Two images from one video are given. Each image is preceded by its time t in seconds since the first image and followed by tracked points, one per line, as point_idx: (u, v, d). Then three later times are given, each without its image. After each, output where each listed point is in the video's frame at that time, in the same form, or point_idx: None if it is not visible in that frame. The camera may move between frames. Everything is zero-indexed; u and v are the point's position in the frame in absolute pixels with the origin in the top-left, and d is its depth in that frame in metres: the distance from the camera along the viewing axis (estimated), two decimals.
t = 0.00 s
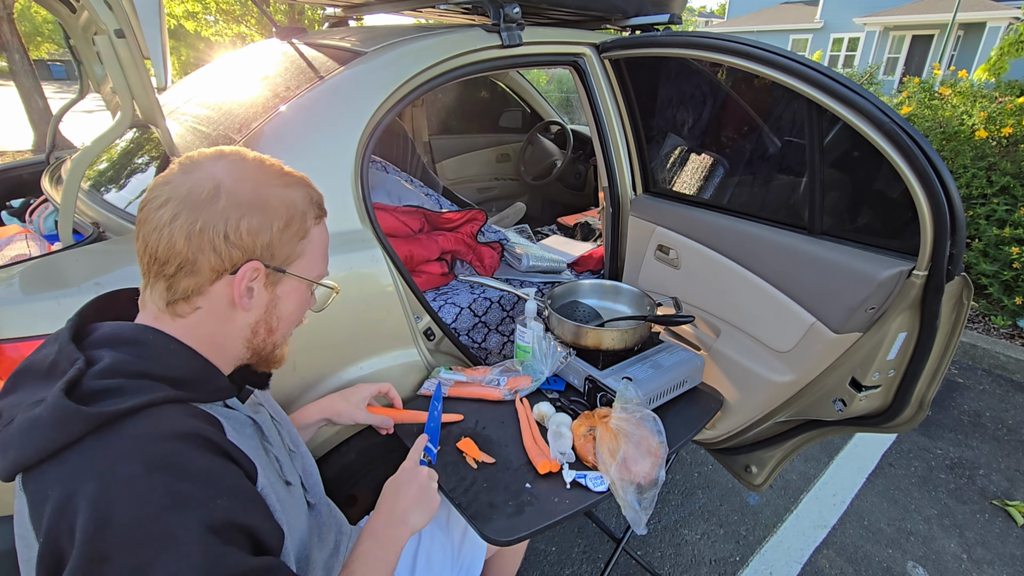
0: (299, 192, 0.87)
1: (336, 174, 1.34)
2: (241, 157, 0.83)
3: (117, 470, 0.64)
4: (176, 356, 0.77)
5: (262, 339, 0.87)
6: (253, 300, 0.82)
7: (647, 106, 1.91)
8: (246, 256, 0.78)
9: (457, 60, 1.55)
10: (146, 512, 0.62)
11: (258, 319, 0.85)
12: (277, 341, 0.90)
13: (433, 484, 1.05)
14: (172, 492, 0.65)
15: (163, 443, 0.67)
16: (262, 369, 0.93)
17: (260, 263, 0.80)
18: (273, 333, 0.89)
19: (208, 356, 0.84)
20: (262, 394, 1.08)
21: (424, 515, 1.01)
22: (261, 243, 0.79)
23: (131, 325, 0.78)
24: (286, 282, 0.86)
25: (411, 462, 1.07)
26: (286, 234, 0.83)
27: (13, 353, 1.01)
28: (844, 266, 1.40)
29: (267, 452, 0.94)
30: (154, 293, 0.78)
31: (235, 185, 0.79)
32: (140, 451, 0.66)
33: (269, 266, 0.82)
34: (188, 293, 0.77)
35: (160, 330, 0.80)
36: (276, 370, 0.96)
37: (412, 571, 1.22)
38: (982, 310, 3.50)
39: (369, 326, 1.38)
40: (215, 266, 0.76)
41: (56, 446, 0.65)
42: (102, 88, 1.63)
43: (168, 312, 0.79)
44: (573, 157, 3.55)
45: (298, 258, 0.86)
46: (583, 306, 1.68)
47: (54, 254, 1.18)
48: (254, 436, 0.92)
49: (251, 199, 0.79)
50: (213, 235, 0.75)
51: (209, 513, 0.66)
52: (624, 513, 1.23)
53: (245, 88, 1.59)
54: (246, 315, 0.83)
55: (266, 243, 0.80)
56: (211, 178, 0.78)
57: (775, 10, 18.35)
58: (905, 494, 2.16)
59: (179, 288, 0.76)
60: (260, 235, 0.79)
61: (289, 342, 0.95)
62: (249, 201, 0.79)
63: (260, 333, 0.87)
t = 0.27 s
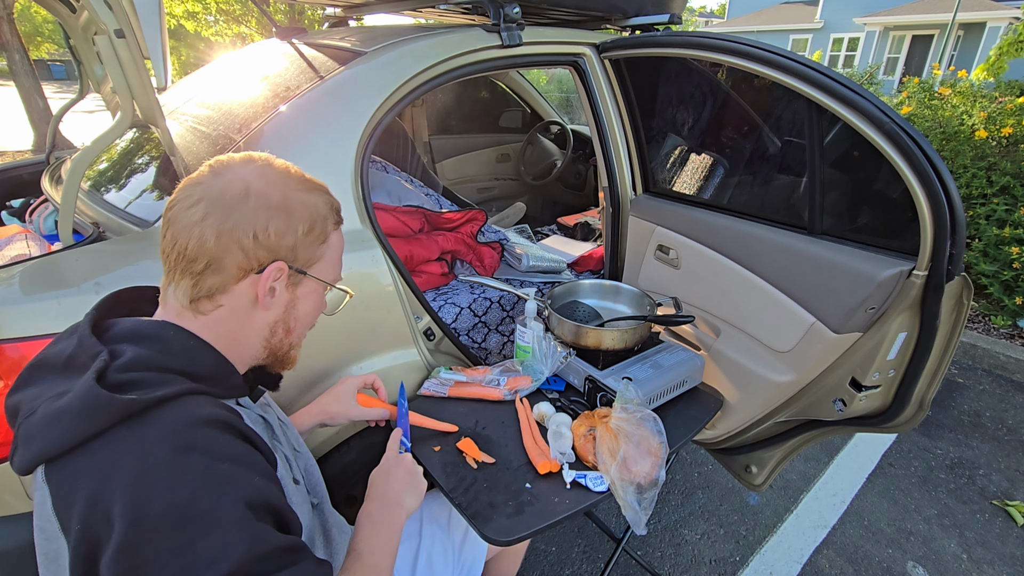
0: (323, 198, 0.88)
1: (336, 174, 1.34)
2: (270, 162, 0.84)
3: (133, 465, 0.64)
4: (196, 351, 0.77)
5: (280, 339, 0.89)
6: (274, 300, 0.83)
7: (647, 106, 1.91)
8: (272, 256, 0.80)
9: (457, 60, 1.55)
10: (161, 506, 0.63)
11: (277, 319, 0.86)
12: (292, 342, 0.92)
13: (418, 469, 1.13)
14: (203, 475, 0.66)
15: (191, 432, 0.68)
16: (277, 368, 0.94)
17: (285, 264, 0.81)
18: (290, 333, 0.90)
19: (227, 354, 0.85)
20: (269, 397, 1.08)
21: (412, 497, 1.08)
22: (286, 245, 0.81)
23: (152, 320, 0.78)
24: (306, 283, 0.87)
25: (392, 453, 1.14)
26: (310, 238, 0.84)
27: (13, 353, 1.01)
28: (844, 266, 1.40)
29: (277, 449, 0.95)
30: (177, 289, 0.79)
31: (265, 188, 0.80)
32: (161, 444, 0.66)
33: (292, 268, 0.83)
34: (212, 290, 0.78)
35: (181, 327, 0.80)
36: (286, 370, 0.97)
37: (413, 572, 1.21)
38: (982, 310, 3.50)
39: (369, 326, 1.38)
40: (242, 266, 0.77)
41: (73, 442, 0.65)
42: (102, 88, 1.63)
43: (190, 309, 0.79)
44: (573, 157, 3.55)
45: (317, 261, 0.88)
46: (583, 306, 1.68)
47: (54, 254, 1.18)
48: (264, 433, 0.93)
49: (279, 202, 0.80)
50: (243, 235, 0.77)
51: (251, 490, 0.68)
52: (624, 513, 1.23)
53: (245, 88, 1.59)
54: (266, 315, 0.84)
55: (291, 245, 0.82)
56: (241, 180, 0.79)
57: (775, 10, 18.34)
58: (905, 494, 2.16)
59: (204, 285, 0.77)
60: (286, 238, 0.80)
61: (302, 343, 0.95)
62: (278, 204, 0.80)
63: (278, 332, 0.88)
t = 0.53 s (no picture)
0: (327, 200, 0.88)
1: (336, 174, 1.34)
2: (276, 164, 0.85)
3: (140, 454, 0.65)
4: (200, 348, 0.77)
5: (282, 337, 0.89)
6: (278, 298, 0.83)
7: (647, 106, 1.91)
8: (277, 254, 0.80)
9: (458, 60, 1.55)
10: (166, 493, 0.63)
11: (281, 317, 0.86)
12: (295, 341, 0.92)
13: (424, 469, 1.14)
14: (211, 459, 0.66)
15: (195, 426, 0.68)
16: (280, 367, 0.94)
17: (289, 263, 0.82)
18: (292, 332, 0.90)
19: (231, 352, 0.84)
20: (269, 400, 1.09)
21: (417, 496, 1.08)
22: (291, 244, 0.81)
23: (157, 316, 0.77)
24: (309, 283, 0.87)
25: (396, 455, 1.16)
26: (315, 238, 0.85)
27: (13, 353, 1.01)
28: (844, 266, 1.40)
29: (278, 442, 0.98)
30: (182, 286, 0.79)
31: (272, 188, 0.81)
32: (165, 438, 0.66)
33: (296, 267, 0.83)
34: (217, 288, 0.78)
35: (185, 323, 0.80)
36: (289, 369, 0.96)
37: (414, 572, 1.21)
38: (982, 310, 3.50)
39: (370, 326, 1.38)
40: (247, 263, 0.78)
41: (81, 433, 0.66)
42: (102, 88, 1.63)
43: (195, 306, 0.79)
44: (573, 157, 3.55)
45: (321, 262, 0.88)
46: (583, 306, 1.68)
47: (54, 254, 1.18)
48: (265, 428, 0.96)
49: (286, 202, 0.81)
50: (249, 233, 0.77)
51: (259, 473, 0.69)
52: (624, 514, 1.23)
53: (245, 88, 1.59)
54: (270, 313, 0.84)
55: (296, 244, 0.82)
56: (249, 180, 0.80)
57: (775, 10, 18.34)
58: (905, 494, 2.16)
59: (210, 283, 0.77)
60: (291, 237, 0.81)
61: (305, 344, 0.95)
62: (285, 203, 0.81)
63: (281, 331, 0.88)
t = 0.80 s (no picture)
0: (322, 199, 0.89)
1: (336, 174, 1.34)
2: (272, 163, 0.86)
3: (133, 448, 0.64)
4: (195, 346, 0.78)
5: (276, 336, 0.89)
6: (272, 296, 0.83)
7: (647, 106, 1.91)
8: (271, 253, 0.80)
9: (457, 60, 1.55)
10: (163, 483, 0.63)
11: (275, 315, 0.86)
12: (289, 340, 0.92)
13: (424, 462, 1.14)
14: (206, 449, 0.66)
15: (184, 425, 0.68)
16: (274, 366, 0.94)
17: (283, 262, 0.82)
18: (286, 330, 0.90)
19: (225, 349, 0.85)
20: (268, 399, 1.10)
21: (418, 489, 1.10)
22: (285, 242, 0.81)
23: (152, 316, 0.77)
24: (303, 281, 0.87)
25: (397, 451, 1.16)
26: (309, 237, 0.85)
27: (13, 353, 1.01)
28: (844, 267, 1.40)
29: (275, 438, 0.99)
30: (176, 284, 0.79)
31: (267, 188, 0.81)
32: (161, 433, 0.66)
33: (290, 265, 0.83)
34: (211, 285, 0.78)
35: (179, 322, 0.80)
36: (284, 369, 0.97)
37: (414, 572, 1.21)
38: (982, 310, 3.50)
39: (370, 326, 1.38)
40: (241, 262, 0.78)
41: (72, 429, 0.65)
42: (102, 88, 1.63)
43: (189, 305, 0.79)
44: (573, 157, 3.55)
45: (315, 261, 0.88)
46: (583, 306, 1.68)
47: (55, 254, 1.18)
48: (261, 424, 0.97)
49: (281, 202, 0.81)
50: (244, 231, 0.77)
51: (254, 461, 0.70)
52: (624, 514, 1.23)
53: (245, 88, 1.59)
54: (265, 311, 0.84)
55: (290, 243, 0.82)
56: (245, 180, 0.80)
57: (775, 10, 18.33)
58: (905, 494, 2.16)
59: (204, 280, 0.77)
60: (285, 236, 0.81)
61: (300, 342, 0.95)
62: (279, 203, 0.81)
63: (275, 329, 0.88)
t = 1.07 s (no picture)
0: (309, 198, 0.88)
1: (336, 174, 1.34)
2: (257, 163, 0.85)
3: (126, 448, 0.64)
4: (182, 348, 0.78)
5: (266, 337, 0.88)
6: (258, 296, 0.82)
7: (647, 106, 1.91)
8: (255, 253, 0.79)
9: (457, 60, 1.55)
10: (157, 481, 0.63)
11: (263, 316, 0.86)
12: (280, 341, 0.91)
13: (420, 455, 1.15)
14: (198, 448, 0.66)
15: (177, 425, 0.67)
16: (264, 368, 0.94)
17: (268, 262, 0.81)
18: (276, 331, 0.90)
19: (213, 351, 0.84)
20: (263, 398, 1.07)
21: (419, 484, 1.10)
22: (270, 242, 0.80)
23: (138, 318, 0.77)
24: (291, 281, 0.86)
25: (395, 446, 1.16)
26: (297, 236, 0.84)
27: (13, 353, 1.01)
28: (844, 267, 1.40)
29: (268, 442, 0.95)
30: (162, 286, 0.79)
31: (251, 187, 0.80)
32: (160, 432, 0.66)
33: (276, 265, 0.82)
34: (196, 287, 0.78)
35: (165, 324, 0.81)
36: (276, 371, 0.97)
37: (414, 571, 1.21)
38: (982, 310, 3.50)
39: (369, 326, 1.38)
40: (225, 262, 0.77)
41: (59, 433, 0.64)
42: (102, 88, 1.63)
43: (175, 307, 0.80)
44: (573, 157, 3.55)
45: (303, 260, 0.87)
46: (583, 306, 1.68)
47: (55, 254, 1.18)
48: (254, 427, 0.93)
49: (265, 201, 0.80)
50: (227, 231, 0.76)
51: (245, 459, 0.69)
52: (624, 514, 1.23)
53: (245, 88, 1.59)
54: (252, 312, 0.84)
55: (276, 243, 0.81)
56: (228, 179, 0.79)
57: (775, 10, 18.33)
58: (905, 494, 2.16)
59: (189, 282, 0.77)
60: (270, 236, 0.80)
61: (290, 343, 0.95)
62: (263, 202, 0.80)
63: (264, 330, 0.87)
